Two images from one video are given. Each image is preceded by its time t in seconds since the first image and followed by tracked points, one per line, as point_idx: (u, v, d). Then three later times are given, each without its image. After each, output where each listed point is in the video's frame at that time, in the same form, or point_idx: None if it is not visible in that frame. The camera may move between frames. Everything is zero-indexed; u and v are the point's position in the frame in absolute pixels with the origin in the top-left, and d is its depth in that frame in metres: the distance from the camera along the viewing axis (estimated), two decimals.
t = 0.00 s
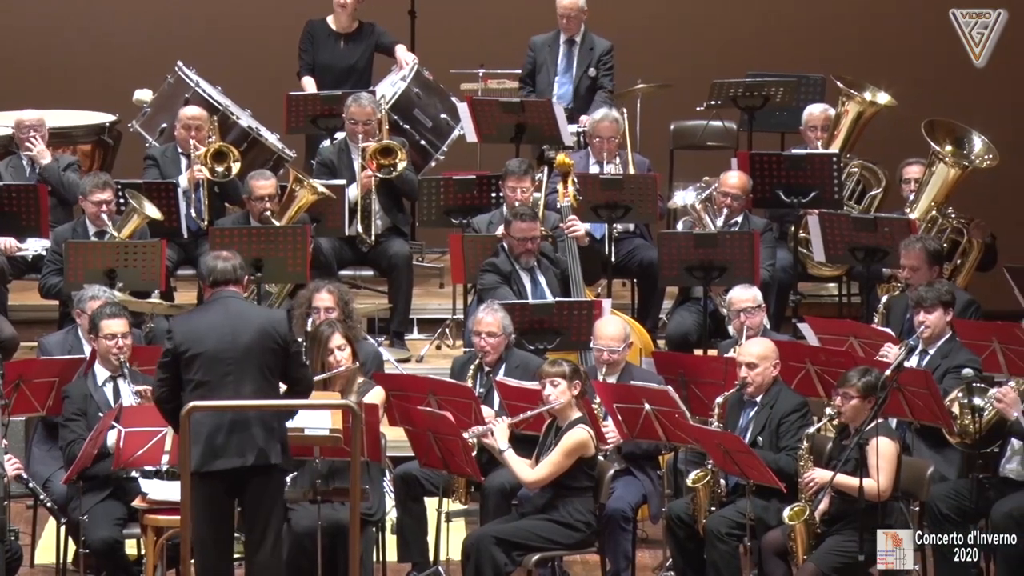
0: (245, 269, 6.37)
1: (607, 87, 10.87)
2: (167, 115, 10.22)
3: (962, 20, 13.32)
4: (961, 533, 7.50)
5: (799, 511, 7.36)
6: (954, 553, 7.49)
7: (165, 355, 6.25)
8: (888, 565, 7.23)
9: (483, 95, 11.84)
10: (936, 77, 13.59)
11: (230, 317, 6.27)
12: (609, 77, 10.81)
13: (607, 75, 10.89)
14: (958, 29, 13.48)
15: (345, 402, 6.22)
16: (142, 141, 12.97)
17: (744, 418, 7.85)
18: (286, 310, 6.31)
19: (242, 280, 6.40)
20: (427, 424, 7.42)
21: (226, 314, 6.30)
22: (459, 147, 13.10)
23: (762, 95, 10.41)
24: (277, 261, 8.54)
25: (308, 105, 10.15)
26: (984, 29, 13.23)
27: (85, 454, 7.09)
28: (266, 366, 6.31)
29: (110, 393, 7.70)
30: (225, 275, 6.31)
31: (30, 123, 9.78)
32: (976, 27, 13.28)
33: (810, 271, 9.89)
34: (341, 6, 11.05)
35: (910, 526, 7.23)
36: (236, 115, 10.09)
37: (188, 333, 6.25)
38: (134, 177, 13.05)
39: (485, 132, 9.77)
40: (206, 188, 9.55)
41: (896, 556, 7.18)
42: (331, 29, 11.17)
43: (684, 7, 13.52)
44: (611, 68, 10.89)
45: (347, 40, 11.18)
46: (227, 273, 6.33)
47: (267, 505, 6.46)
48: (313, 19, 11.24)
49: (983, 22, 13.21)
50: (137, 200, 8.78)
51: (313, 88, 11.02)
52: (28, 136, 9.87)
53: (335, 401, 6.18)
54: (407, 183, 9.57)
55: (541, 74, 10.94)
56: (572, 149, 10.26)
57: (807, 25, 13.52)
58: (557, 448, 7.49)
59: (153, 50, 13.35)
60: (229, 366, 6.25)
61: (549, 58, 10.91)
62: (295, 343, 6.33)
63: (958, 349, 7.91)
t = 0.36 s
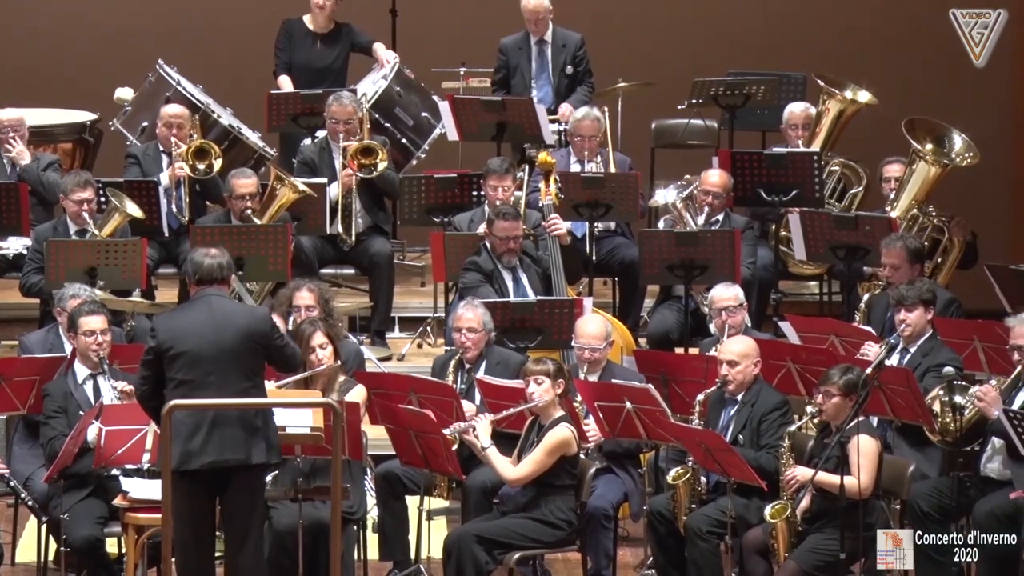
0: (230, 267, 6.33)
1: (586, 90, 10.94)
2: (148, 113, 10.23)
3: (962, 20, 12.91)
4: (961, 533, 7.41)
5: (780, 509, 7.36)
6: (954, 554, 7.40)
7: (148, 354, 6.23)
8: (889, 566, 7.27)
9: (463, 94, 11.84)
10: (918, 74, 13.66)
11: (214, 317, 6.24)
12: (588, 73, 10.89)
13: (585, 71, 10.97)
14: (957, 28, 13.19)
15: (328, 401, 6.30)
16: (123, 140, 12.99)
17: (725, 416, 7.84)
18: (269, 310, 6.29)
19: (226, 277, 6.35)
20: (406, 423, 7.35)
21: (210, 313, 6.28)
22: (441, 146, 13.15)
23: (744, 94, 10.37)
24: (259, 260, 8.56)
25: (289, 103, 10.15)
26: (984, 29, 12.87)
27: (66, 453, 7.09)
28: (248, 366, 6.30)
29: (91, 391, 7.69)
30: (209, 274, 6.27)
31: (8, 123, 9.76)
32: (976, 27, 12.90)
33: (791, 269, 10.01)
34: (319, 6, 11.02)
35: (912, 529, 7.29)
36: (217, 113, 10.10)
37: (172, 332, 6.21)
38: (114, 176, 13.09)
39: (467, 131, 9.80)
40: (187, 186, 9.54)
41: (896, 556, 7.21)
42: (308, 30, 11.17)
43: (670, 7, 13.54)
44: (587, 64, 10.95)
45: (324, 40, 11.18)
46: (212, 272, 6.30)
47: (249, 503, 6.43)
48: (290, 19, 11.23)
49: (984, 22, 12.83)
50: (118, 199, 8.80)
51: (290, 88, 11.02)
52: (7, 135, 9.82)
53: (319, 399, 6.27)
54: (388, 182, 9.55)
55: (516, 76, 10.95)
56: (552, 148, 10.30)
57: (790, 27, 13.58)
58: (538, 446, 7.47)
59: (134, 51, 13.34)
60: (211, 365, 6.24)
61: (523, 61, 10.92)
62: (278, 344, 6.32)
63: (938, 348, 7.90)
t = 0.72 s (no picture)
0: (221, 266, 6.31)
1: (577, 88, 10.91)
2: (133, 112, 10.23)
3: (962, 19, 12.33)
4: (961, 533, 7.33)
5: (766, 507, 7.35)
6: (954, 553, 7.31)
7: (137, 352, 6.21)
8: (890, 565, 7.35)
9: (449, 92, 11.85)
10: (908, 72, 13.69)
11: (205, 316, 6.22)
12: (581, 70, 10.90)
13: (579, 69, 10.99)
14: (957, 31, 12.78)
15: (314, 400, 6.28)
16: (108, 140, 13.04)
17: (711, 414, 7.84)
18: (260, 310, 6.28)
19: (217, 276, 6.34)
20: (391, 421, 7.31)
21: (200, 311, 6.26)
22: (426, 146, 13.18)
23: (728, 92, 10.40)
24: (244, 259, 8.58)
25: (274, 101, 10.16)
26: (984, 29, 12.34)
27: (52, 450, 7.03)
28: (238, 366, 6.28)
29: (76, 389, 7.67)
30: (201, 273, 6.25)
31: None
32: (976, 26, 12.37)
33: (776, 267, 9.98)
34: (305, 8, 11.04)
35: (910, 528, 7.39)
36: (202, 112, 10.10)
37: (162, 330, 6.19)
38: (100, 173, 13.19)
39: (452, 129, 9.81)
40: (172, 185, 9.57)
41: (896, 556, 7.31)
42: (294, 30, 11.17)
43: (660, 8, 13.58)
44: (581, 62, 10.98)
45: (310, 40, 11.19)
46: (203, 270, 6.27)
47: (238, 504, 6.39)
48: (276, 18, 11.23)
49: (984, 22, 12.26)
50: (103, 196, 8.79)
51: (277, 85, 11.00)
52: None
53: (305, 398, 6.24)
54: (372, 180, 9.62)
55: (510, 75, 10.94)
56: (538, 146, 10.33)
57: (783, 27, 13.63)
58: (525, 445, 7.43)
59: (123, 51, 13.36)
60: (201, 364, 6.22)
61: (517, 59, 10.91)
62: (268, 343, 6.30)
63: (923, 348, 7.91)
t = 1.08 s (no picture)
0: (207, 265, 6.31)
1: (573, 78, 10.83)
2: (118, 110, 10.25)
3: (961, 20, 12.08)
4: (961, 533, 7.20)
5: (751, 505, 7.34)
6: (954, 553, 7.19)
7: (125, 351, 6.21)
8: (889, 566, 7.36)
9: (434, 91, 11.82)
10: (900, 72, 13.71)
11: (193, 315, 6.21)
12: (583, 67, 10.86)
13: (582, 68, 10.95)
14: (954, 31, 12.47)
15: (299, 399, 6.27)
16: (94, 138, 13.05)
17: (696, 413, 7.85)
18: (247, 309, 6.26)
19: (204, 275, 6.33)
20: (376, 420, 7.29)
21: (188, 310, 6.25)
22: (412, 144, 13.19)
23: (714, 91, 10.40)
24: (230, 257, 8.59)
25: (260, 100, 10.16)
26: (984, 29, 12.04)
27: (36, 451, 6.98)
28: (227, 366, 6.27)
29: (61, 390, 7.56)
30: (186, 271, 6.26)
31: None
32: (976, 26, 12.11)
33: (761, 266, 10.02)
34: (294, 6, 11.05)
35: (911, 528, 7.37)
36: (187, 110, 10.10)
37: (150, 329, 6.18)
38: (85, 171, 13.17)
39: (436, 129, 9.84)
40: (156, 184, 9.58)
41: (896, 557, 7.32)
42: (284, 28, 11.17)
43: (653, 7, 13.60)
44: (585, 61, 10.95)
45: (301, 37, 11.19)
46: (189, 269, 6.27)
47: (223, 504, 6.38)
48: (267, 17, 11.24)
49: (983, 22, 12.00)
50: (89, 195, 8.84)
51: (270, 82, 11.03)
52: None
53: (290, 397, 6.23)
54: (357, 179, 9.63)
55: (516, 73, 11.07)
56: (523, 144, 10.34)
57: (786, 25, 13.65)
58: (511, 443, 7.39)
59: (114, 49, 13.37)
60: (189, 363, 6.21)
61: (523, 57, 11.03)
62: (255, 343, 6.28)
63: (909, 346, 7.89)
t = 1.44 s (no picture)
0: (192, 265, 6.29)
1: (548, 71, 10.81)
2: (100, 110, 10.25)
3: (960, 18, 11.77)
4: (962, 533, 7.12)
5: (734, 505, 7.35)
6: (954, 553, 7.11)
7: (109, 351, 6.19)
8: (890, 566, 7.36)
9: (417, 90, 11.87)
10: (889, 73, 13.72)
11: (177, 314, 6.19)
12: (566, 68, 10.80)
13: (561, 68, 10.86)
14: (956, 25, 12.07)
15: (281, 398, 6.27)
16: (76, 137, 13.06)
17: (679, 412, 7.84)
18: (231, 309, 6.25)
19: (188, 275, 6.32)
20: (358, 420, 7.27)
21: (171, 310, 6.23)
22: (395, 143, 13.20)
23: (696, 91, 10.41)
24: (212, 257, 8.60)
25: (243, 99, 10.16)
26: (984, 27, 11.77)
27: (17, 453, 6.89)
28: (210, 366, 6.26)
29: (43, 392, 7.51)
30: (171, 271, 6.24)
31: None
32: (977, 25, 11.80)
33: (744, 266, 10.02)
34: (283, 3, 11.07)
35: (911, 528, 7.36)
36: (170, 110, 10.11)
37: (134, 328, 6.16)
38: (67, 171, 13.18)
39: (418, 128, 9.84)
40: (138, 183, 9.59)
41: (896, 557, 7.31)
42: (273, 25, 11.18)
43: (642, 7, 13.62)
44: (563, 58, 10.87)
45: (290, 35, 11.20)
46: (174, 269, 6.26)
47: (206, 502, 6.36)
48: (256, 15, 11.25)
49: (984, 21, 11.73)
50: (71, 195, 8.86)
51: (261, 81, 11.02)
52: None
53: (271, 395, 6.23)
54: (339, 179, 9.65)
55: (496, 72, 11.06)
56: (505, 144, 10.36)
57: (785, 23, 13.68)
58: (493, 443, 7.37)
59: (102, 49, 13.37)
60: (173, 363, 6.20)
61: (505, 56, 11.04)
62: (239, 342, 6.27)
63: (891, 346, 7.87)
